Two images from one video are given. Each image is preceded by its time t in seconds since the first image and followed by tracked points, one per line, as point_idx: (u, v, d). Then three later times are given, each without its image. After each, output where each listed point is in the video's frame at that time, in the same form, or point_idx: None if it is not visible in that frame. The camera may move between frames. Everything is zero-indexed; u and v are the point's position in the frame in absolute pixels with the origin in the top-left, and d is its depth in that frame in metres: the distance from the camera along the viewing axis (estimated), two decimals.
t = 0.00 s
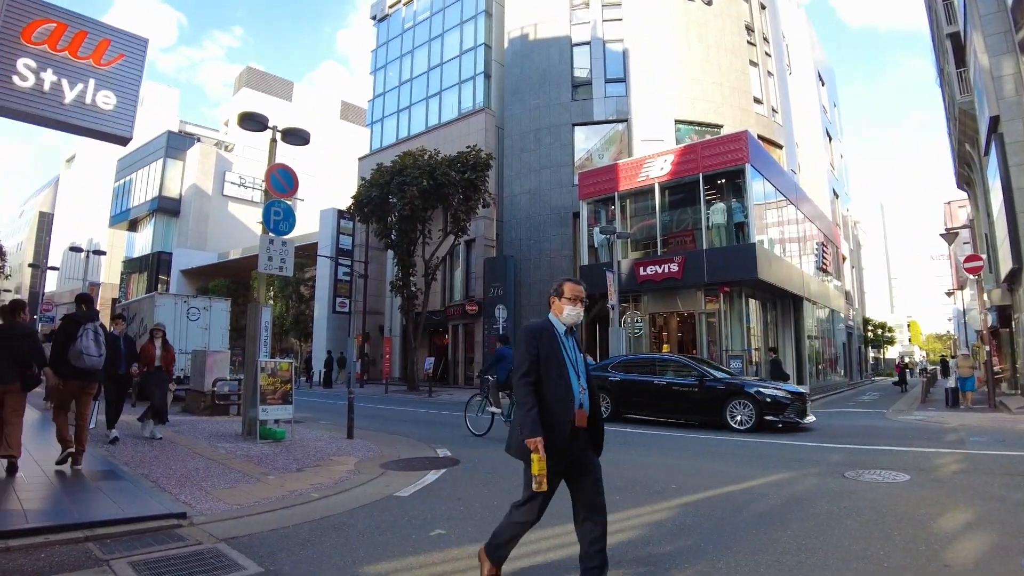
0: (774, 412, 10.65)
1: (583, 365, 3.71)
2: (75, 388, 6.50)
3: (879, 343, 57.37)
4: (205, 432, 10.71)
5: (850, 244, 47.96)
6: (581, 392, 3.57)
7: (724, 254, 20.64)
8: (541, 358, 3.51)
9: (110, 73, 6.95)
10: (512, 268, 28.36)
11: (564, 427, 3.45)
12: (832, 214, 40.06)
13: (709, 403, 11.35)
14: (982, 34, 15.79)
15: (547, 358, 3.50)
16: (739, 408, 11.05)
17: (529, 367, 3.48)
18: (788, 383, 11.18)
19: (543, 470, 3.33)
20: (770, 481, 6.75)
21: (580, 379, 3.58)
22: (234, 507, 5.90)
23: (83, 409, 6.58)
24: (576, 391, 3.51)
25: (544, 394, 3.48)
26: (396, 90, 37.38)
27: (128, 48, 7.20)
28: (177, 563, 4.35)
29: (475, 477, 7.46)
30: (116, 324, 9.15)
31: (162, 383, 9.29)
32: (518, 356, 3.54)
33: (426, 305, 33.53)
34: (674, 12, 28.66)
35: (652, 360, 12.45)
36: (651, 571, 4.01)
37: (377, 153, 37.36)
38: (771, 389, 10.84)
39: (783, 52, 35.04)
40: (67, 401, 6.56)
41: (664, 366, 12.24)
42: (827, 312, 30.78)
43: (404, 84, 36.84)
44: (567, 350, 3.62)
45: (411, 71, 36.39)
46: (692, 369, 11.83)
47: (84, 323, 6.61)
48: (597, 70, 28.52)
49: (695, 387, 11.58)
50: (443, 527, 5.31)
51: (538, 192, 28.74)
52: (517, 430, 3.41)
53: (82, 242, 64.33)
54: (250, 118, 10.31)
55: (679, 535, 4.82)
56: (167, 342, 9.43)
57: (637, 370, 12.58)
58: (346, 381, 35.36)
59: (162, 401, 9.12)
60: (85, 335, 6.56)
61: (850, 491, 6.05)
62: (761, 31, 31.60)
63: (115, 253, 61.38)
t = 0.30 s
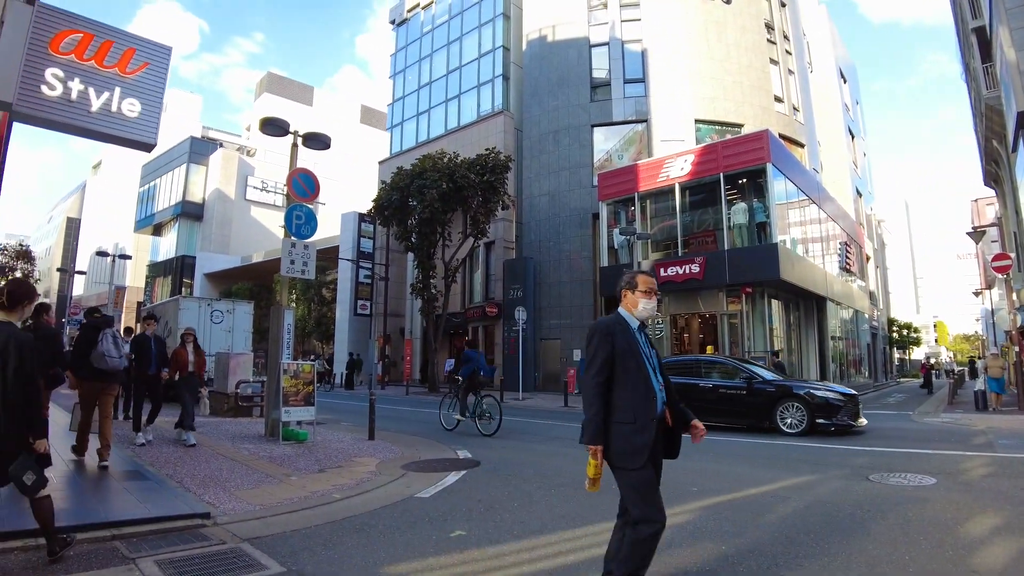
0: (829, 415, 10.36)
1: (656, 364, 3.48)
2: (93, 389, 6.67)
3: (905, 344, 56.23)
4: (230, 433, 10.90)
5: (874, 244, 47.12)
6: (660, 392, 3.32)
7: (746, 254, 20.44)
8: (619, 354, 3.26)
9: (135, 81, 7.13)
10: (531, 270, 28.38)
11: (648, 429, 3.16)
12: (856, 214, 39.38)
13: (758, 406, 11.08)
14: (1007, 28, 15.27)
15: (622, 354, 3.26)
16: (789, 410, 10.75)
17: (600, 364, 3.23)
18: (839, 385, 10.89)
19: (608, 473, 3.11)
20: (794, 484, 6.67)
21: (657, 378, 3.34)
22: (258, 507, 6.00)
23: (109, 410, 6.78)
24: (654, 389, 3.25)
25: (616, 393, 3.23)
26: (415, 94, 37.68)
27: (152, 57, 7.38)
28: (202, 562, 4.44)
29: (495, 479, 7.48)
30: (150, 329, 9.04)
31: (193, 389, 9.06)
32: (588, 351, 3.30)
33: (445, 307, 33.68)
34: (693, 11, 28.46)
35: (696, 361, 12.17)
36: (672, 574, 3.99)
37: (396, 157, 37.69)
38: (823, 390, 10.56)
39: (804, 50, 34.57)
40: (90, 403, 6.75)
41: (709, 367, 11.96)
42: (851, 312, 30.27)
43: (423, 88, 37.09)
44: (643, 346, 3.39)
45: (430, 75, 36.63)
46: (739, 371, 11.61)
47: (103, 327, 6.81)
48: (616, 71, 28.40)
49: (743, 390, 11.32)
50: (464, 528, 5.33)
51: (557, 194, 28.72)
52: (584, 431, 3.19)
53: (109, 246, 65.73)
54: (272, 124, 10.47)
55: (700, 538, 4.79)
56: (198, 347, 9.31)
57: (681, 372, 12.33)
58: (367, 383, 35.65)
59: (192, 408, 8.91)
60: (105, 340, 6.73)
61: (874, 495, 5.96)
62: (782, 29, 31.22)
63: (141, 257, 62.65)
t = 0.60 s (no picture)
0: (883, 415, 10.04)
1: (740, 374, 3.21)
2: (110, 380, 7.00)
3: (927, 344, 55.22)
4: (250, 435, 11.03)
5: (895, 243, 46.36)
6: (748, 405, 3.07)
7: (765, 254, 20.28)
8: (707, 365, 2.98)
9: (156, 87, 7.28)
10: (548, 271, 28.36)
11: (741, 449, 2.91)
12: (877, 212, 38.78)
13: (807, 407, 10.73)
14: None
15: (712, 366, 2.97)
16: (840, 411, 10.41)
17: (690, 377, 2.96)
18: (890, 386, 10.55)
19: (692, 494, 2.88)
20: (814, 486, 6.60)
21: (744, 390, 3.08)
22: (276, 508, 6.08)
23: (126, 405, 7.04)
24: (745, 408, 2.99)
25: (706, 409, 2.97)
26: (431, 96, 37.91)
27: (172, 63, 7.53)
28: (221, 561, 4.52)
29: (514, 480, 7.49)
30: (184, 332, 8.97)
31: (223, 391, 8.78)
32: (674, 362, 3.03)
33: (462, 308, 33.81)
34: (709, 10, 28.26)
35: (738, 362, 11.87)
36: None
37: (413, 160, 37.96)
38: (875, 391, 10.24)
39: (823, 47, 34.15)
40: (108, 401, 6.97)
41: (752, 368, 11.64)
42: (872, 312, 29.79)
43: (439, 91, 37.31)
44: (729, 356, 3.13)
45: (446, 77, 36.83)
46: (787, 371, 11.26)
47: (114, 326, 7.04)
48: (632, 71, 28.28)
49: (791, 391, 10.96)
50: (482, 529, 5.36)
51: (573, 195, 28.70)
52: (671, 447, 2.94)
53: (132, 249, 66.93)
54: (290, 128, 10.59)
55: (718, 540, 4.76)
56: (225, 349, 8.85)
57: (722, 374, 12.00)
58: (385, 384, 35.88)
59: (223, 410, 8.67)
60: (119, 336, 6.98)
61: (895, 498, 5.87)
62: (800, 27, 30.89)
63: (163, 260, 63.69)
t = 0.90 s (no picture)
0: (940, 417, 9.63)
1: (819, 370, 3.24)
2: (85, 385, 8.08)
3: (948, 344, 54.26)
4: (268, 436, 11.18)
5: (914, 242, 45.67)
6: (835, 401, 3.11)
7: (782, 254, 20.09)
8: (811, 362, 2.97)
9: (174, 92, 7.42)
10: (563, 272, 28.33)
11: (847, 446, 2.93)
12: (895, 212, 38.25)
13: (856, 410, 10.36)
14: None
15: (814, 363, 2.97)
16: (892, 413, 10.05)
17: (794, 378, 2.90)
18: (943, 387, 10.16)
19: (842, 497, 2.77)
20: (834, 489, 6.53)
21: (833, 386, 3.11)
22: (293, 509, 6.15)
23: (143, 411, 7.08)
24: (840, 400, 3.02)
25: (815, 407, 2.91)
26: (445, 99, 38.11)
27: (189, 69, 7.66)
28: (238, 562, 4.58)
29: (531, 482, 7.51)
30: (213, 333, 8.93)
31: (251, 395, 8.77)
32: (775, 367, 2.93)
33: (477, 310, 33.89)
34: (724, 8, 28.06)
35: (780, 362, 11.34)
36: None
37: (428, 162, 38.18)
38: (928, 390, 9.86)
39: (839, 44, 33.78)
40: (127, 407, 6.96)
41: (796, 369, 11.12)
42: (892, 312, 29.37)
43: (453, 93, 37.49)
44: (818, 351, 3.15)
45: (460, 80, 36.98)
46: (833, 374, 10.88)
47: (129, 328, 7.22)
48: (646, 71, 28.17)
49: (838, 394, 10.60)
50: (498, 530, 5.40)
51: (588, 196, 28.63)
52: (801, 459, 2.78)
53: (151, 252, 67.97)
54: (307, 132, 10.72)
55: (736, 543, 4.74)
56: (253, 351, 8.87)
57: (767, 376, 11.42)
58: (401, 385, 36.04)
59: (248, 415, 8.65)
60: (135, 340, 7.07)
61: (916, 500, 5.79)
62: (815, 25, 30.60)
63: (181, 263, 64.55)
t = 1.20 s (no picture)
0: (1008, 422, 9.21)
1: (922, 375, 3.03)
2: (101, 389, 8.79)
3: (969, 345, 53.35)
4: (285, 437, 11.31)
5: (933, 242, 45.03)
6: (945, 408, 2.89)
7: (798, 255, 19.92)
8: (915, 366, 2.80)
9: (191, 97, 7.57)
10: (577, 274, 28.30)
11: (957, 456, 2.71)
12: (913, 211, 37.78)
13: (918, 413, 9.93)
14: None
15: (918, 367, 2.79)
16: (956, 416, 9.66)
17: (898, 382, 2.73)
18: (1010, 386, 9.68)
19: (948, 514, 2.58)
20: (851, 492, 6.48)
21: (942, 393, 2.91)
22: (308, 511, 6.22)
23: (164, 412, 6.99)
24: (954, 410, 2.84)
25: (920, 417, 2.74)
26: (459, 102, 38.28)
27: (205, 74, 7.81)
28: (254, 563, 4.64)
29: (546, 484, 7.54)
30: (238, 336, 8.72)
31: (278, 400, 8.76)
32: (877, 371, 2.78)
33: (491, 312, 33.97)
34: (738, 8, 27.89)
35: (837, 364, 10.78)
36: None
37: (441, 164, 38.36)
38: (994, 391, 9.42)
39: (854, 42, 33.43)
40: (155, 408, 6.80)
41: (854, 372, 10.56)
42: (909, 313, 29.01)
43: (466, 96, 37.64)
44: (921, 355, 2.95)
45: (473, 82, 37.13)
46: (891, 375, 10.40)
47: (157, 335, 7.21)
48: (660, 71, 28.06)
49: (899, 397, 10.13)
50: (514, 532, 5.43)
51: (602, 197, 28.58)
52: (904, 469, 2.61)
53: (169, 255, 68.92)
54: (321, 136, 10.85)
55: (753, 546, 4.73)
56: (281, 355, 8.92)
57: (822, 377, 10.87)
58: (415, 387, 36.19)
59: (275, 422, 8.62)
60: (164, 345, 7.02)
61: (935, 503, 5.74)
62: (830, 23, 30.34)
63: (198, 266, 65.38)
